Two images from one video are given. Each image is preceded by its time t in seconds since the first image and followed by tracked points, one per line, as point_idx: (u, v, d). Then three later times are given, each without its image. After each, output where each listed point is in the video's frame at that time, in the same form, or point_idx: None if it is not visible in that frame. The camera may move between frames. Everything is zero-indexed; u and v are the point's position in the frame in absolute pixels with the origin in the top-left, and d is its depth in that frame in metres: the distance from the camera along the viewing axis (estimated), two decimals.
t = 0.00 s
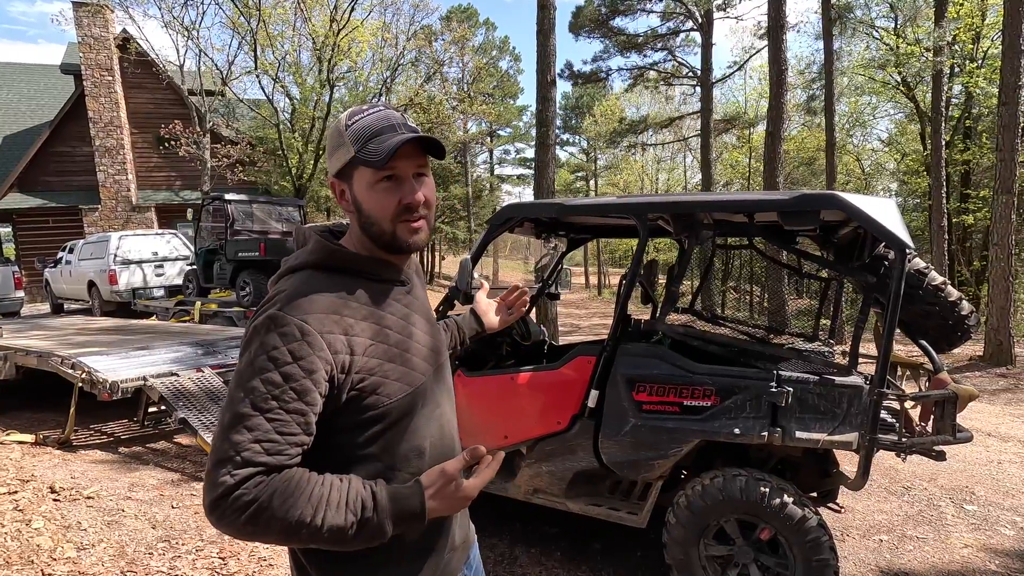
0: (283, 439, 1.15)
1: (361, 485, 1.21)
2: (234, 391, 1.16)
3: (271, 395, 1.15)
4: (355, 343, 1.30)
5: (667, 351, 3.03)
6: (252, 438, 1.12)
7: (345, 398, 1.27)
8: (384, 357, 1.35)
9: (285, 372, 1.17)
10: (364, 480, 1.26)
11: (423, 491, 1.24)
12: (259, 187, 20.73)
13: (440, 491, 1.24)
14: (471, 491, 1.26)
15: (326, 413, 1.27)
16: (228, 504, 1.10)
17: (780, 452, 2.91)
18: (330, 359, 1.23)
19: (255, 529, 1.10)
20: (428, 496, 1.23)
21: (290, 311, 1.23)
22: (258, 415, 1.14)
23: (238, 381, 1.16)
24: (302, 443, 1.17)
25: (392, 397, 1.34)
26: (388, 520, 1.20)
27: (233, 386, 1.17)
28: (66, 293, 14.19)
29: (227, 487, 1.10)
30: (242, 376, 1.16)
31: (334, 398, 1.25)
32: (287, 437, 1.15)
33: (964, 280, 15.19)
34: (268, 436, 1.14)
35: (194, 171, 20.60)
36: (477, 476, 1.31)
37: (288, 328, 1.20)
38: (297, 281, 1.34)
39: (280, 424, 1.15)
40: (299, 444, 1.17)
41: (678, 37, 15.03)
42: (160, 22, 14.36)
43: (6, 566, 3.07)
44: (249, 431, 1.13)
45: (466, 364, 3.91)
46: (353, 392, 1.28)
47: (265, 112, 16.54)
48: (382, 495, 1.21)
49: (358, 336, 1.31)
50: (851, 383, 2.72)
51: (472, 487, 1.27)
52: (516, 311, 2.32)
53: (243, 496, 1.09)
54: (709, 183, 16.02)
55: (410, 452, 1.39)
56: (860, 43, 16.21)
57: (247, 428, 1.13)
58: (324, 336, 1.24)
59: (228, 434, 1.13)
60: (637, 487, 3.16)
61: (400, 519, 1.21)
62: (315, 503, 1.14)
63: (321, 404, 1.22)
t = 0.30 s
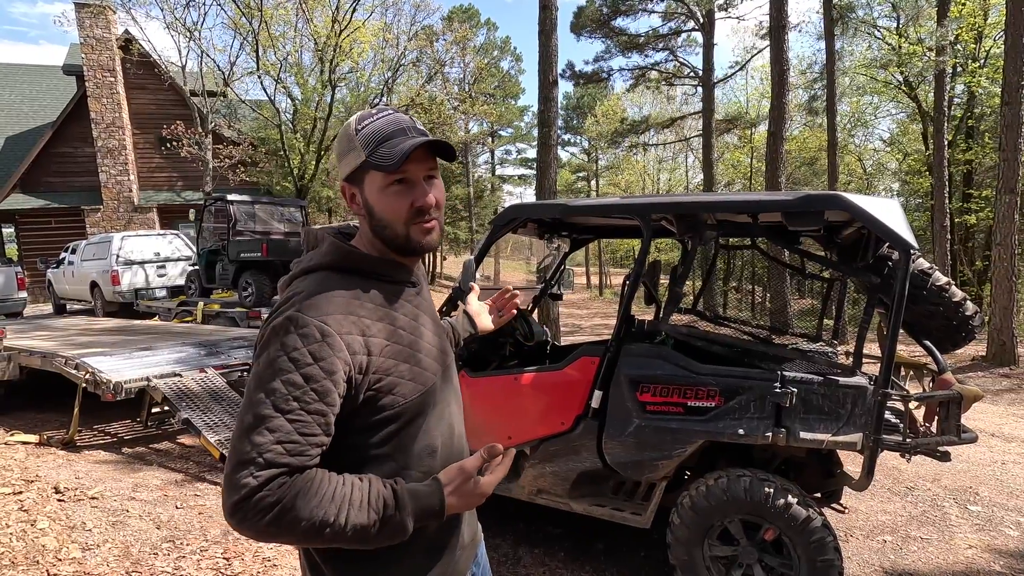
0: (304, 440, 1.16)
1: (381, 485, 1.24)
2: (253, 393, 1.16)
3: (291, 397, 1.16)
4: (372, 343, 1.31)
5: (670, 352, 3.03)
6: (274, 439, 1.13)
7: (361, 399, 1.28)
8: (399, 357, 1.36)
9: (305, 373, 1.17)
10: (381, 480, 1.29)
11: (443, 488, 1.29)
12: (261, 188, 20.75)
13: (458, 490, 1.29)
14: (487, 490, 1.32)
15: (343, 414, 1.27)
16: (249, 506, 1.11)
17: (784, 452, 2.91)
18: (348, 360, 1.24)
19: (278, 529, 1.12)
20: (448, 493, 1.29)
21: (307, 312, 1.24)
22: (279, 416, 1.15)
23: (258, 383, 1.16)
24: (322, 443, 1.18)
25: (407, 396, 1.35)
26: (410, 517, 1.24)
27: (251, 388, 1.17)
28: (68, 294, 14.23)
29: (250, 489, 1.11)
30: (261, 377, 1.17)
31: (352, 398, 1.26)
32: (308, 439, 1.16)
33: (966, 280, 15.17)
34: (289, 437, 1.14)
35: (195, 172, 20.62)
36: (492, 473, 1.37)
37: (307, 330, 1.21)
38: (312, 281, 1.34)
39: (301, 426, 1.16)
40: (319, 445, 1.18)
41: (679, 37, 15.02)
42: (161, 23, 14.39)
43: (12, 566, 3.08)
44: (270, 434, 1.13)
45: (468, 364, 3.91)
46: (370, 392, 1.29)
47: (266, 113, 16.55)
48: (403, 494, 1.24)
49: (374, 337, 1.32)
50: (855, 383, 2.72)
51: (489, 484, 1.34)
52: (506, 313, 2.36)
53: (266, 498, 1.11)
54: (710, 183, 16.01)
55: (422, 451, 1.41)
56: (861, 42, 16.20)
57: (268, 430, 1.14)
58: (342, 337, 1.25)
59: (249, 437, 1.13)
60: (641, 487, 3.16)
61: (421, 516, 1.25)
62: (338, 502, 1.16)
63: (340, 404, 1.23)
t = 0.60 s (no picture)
0: (324, 447, 1.17)
1: (401, 488, 1.25)
2: (271, 401, 1.17)
3: (310, 405, 1.17)
4: (386, 347, 1.31)
5: (676, 353, 3.03)
6: (294, 447, 1.14)
7: (377, 403, 1.29)
8: (412, 360, 1.36)
9: (323, 380, 1.18)
10: (400, 483, 1.29)
11: (463, 489, 1.30)
12: (264, 188, 20.79)
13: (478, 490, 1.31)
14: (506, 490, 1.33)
15: (360, 418, 1.28)
16: (272, 515, 1.12)
17: (790, 454, 2.90)
18: (365, 365, 1.25)
19: (302, 536, 1.13)
20: (468, 494, 1.31)
21: (322, 319, 1.24)
22: (298, 423, 1.15)
23: (276, 391, 1.17)
24: (341, 449, 1.19)
25: (421, 399, 1.36)
26: (431, 519, 1.25)
27: (268, 397, 1.18)
28: (73, 294, 14.27)
29: (273, 496, 1.12)
30: (279, 385, 1.17)
31: (368, 402, 1.27)
32: (328, 445, 1.17)
33: (971, 281, 15.14)
34: (309, 444, 1.15)
35: (199, 172, 20.66)
36: (510, 472, 1.38)
37: (324, 336, 1.21)
38: (324, 288, 1.34)
39: (320, 432, 1.16)
40: (337, 451, 1.19)
41: (682, 37, 15.01)
42: (165, 24, 14.43)
43: (20, 566, 3.09)
44: (290, 441, 1.14)
45: (474, 365, 3.91)
46: (385, 396, 1.30)
47: (270, 113, 16.58)
48: (422, 497, 1.25)
49: (388, 341, 1.32)
50: (863, 385, 2.71)
51: (507, 483, 1.35)
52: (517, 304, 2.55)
53: (289, 505, 1.12)
54: (714, 183, 15.99)
55: (437, 453, 1.41)
56: (865, 42, 16.16)
57: (288, 437, 1.14)
58: (358, 342, 1.25)
59: (269, 445, 1.14)
60: (647, 488, 3.16)
61: (441, 517, 1.26)
62: (360, 507, 1.17)
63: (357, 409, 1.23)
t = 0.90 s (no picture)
0: (327, 452, 1.17)
1: (405, 494, 1.25)
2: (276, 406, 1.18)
3: (313, 409, 1.17)
4: (389, 352, 1.32)
5: (682, 355, 3.03)
6: (297, 451, 1.14)
7: (381, 407, 1.30)
8: (416, 364, 1.37)
9: (325, 385, 1.19)
10: (403, 489, 1.30)
11: (466, 497, 1.30)
12: (268, 188, 20.83)
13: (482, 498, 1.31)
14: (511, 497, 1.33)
15: (363, 423, 1.29)
16: (275, 520, 1.12)
17: (796, 457, 2.90)
18: (367, 370, 1.25)
19: (306, 541, 1.13)
20: (471, 501, 1.31)
21: (326, 324, 1.25)
22: (302, 429, 1.16)
23: (280, 395, 1.18)
24: (344, 454, 1.20)
25: (425, 402, 1.37)
26: (434, 526, 1.25)
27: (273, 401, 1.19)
28: (78, 293, 14.32)
29: (276, 501, 1.12)
30: (282, 390, 1.18)
31: (371, 406, 1.27)
32: (331, 449, 1.18)
33: (976, 282, 15.07)
34: (312, 450, 1.16)
35: (203, 172, 20.70)
36: (514, 479, 1.37)
37: (326, 342, 1.22)
38: (328, 292, 1.35)
39: (323, 437, 1.17)
40: (341, 456, 1.19)
41: (686, 38, 14.99)
42: (170, 24, 14.48)
43: (28, 566, 3.11)
44: (293, 446, 1.15)
45: (480, 367, 3.91)
46: (388, 401, 1.31)
47: (274, 113, 16.62)
48: (425, 503, 1.25)
49: (391, 345, 1.33)
50: (869, 387, 2.71)
51: (511, 490, 1.34)
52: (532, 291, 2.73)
53: (292, 510, 1.12)
54: (717, 183, 15.93)
55: (441, 456, 1.41)
56: (869, 43, 16.13)
57: (291, 442, 1.15)
58: (360, 347, 1.26)
59: (272, 451, 1.15)
60: (652, 490, 3.16)
61: (443, 524, 1.26)
62: (363, 513, 1.17)
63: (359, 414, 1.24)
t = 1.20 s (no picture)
0: (324, 446, 1.17)
1: (399, 494, 1.25)
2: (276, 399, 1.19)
3: (311, 404, 1.18)
4: (392, 351, 1.32)
5: (688, 356, 3.02)
6: (294, 445, 1.15)
7: (382, 405, 1.30)
8: (420, 363, 1.37)
9: (325, 381, 1.19)
10: (401, 487, 1.30)
11: (461, 500, 1.29)
12: (273, 189, 20.88)
13: (479, 503, 1.30)
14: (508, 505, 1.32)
15: (364, 419, 1.29)
16: (268, 511, 1.13)
17: (802, 458, 2.89)
18: (368, 367, 1.25)
19: (298, 534, 1.14)
20: (466, 505, 1.29)
21: (328, 319, 1.26)
22: (300, 423, 1.17)
23: (281, 387, 1.19)
24: (341, 450, 1.20)
25: (428, 401, 1.37)
26: (427, 528, 1.24)
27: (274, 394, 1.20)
28: (83, 293, 14.38)
29: (272, 492, 1.13)
30: (282, 385, 1.19)
31: (372, 404, 1.28)
32: (328, 445, 1.18)
33: (982, 283, 15.00)
34: (309, 444, 1.16)
35: (208, 173, 20.77)
36: (513, 485, 1.36)
37: (327, 339, 1.23)
38: (335, 288, 1.36)
39: (320, 433, 1.17)
40: (339, 451, 1.19)
41: (690, 38, 14.97)
42: (175, 25, 14.54)
43: (35, 564, 3.12)
44: (290, 439, 1.15)
45: (485, 368, 3.91)
46: (389, 398, 1.31)
47: (279, 113, 16.65)
48: (420, 504, 1.25)
49: (394, 344, 1.33)
50: (876, 389, 2.70)
51: (508, 497, 1.33)
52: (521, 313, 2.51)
53: (286, 502, 1.12)
54: (722, 184, 15.91)
55: (443, 456, 1.41)
56: (875, 43, 16.07)
57: (288, 435, 1.16)
58: (362, 344, 1.26)
59: (270, 442, 1.15)
60: (657, 490, 3.16)
61: (436, 526, 1.25)
62: (355, 509, 1.17)
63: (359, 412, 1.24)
